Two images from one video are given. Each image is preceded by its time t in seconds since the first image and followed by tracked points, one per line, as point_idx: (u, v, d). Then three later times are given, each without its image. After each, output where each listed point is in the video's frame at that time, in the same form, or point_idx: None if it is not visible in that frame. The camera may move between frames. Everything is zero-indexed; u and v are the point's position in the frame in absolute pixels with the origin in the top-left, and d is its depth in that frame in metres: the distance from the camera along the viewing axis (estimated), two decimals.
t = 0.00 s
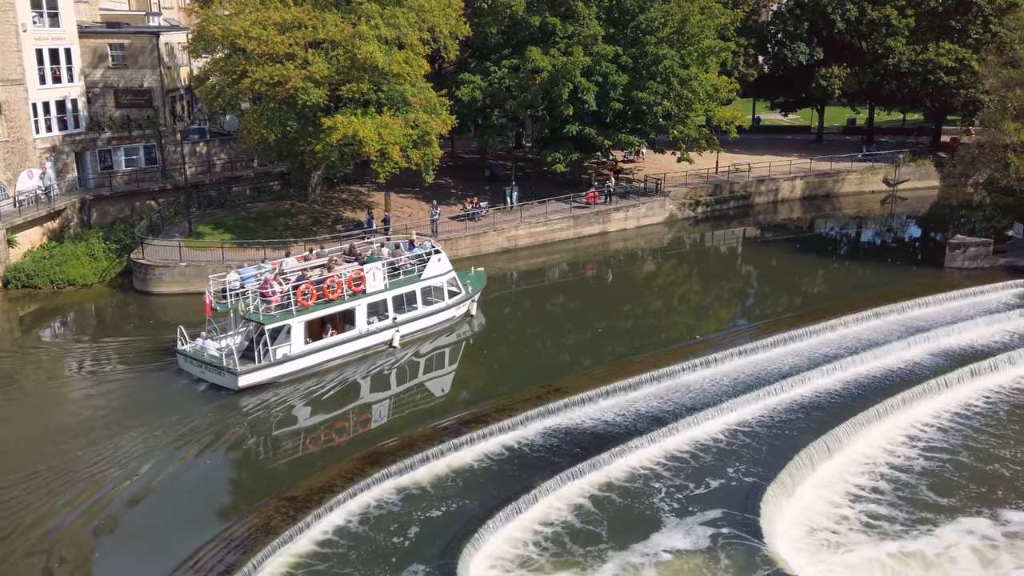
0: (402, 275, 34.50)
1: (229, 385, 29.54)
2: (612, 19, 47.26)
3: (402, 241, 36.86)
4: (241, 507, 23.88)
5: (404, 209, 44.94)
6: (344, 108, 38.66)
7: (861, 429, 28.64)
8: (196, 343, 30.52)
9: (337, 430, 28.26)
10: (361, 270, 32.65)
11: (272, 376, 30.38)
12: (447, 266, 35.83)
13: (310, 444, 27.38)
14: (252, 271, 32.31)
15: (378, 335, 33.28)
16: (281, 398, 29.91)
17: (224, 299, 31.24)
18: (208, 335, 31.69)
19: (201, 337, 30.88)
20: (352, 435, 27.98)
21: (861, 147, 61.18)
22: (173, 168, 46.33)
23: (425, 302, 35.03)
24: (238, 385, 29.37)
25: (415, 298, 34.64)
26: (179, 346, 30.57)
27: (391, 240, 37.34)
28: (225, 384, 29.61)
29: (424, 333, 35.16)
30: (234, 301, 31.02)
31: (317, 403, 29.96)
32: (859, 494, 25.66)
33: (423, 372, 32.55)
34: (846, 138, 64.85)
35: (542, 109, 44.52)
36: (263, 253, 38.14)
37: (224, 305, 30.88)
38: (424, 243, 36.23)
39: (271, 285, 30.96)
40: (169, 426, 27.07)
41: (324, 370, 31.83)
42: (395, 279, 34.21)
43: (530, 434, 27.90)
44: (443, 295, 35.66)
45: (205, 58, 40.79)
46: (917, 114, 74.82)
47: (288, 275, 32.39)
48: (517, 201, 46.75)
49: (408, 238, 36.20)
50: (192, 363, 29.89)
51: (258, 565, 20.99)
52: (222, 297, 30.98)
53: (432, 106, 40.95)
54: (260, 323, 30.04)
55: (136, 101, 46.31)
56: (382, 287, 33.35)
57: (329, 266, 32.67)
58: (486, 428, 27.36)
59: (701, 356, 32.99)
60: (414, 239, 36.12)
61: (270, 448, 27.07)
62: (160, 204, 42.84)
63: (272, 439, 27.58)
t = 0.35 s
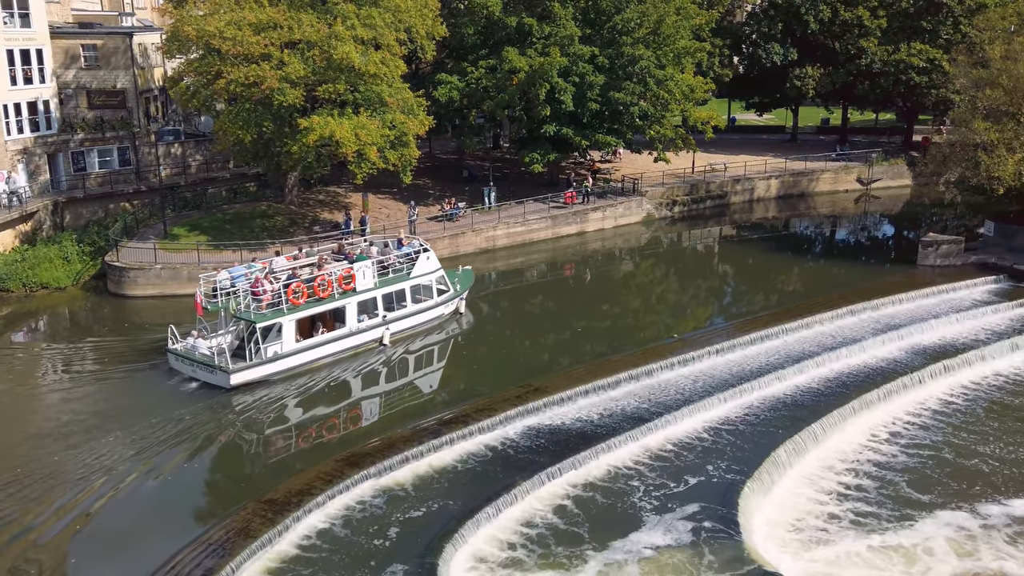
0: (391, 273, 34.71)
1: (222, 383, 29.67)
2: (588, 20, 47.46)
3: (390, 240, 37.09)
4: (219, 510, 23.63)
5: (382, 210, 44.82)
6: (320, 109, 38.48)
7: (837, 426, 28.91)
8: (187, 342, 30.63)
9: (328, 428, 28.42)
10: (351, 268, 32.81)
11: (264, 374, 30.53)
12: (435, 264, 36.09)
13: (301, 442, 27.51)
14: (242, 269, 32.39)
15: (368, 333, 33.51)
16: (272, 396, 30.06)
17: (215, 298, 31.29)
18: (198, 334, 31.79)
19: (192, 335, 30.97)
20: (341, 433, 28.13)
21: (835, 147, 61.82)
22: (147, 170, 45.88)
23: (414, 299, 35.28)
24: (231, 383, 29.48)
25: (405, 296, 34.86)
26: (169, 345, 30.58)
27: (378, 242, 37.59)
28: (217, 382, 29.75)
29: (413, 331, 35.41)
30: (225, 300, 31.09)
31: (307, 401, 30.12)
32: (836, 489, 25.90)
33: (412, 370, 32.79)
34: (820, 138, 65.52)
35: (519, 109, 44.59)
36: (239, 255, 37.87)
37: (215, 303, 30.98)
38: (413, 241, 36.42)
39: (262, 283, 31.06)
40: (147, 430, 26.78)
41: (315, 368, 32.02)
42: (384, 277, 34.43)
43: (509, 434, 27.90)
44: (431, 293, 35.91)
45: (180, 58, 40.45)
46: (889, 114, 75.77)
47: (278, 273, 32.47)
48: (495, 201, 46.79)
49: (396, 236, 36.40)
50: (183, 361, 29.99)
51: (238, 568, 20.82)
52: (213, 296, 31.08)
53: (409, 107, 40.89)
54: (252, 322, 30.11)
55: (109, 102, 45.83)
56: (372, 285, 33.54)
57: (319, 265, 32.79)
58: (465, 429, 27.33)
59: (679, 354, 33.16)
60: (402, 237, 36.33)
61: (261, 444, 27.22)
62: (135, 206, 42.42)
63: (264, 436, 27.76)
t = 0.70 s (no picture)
0: (380, 272, 34.91)
1: (213, 382, 29.81)
2: (565, 21, 47.61)
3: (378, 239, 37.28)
4: (196, 514, 23.38)
5: (360, 210, 44.69)
6: (296, 110, 38.26)
7: (813, 422, 29.18)
8: (177, 341, 30.72)
9: (318, 425, 28.56)
10: (340, 267, 33.02)
11: (254, 373, 30.67)
12: (423, 263, 36.34)
13: (291, 440, 27.65)
14: (232, 269, 32.54)
15: (358, 331, 33.71)
16: (262, 395, 30.20)
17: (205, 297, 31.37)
18: (187, 334, 31.88)
19: (181, 335, 31.08)
20: (331, 430, 28.29)
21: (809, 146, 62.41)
22: (121, 171, 45.43)
23: (403, 298, 35.50)
24: (222, 381, 29.62)
25: (393, 294, 35.08)
26: (159, 344, 30.64)
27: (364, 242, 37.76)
28: (208, 381, 29.88)
29: (402, 330, 35.66)
30: (215, 299, 31.19)
31: (297, 399, 30.27)
32: (811, 485, 26.15)
33: (401, 368, 32.99)
34: (794, 138, 66.11)
35: (496, 110, 44.63)
36: (215, 256, 37.60)
37: (205, 302, 31.14)
38: (401, 240, 36.63)
39: (252, 282, 31.16)
40: (124, 434, 26.50)
41: (305, 366, 32.21)
42: (373, 276, 34.64)
43: (488, 434, 27.88)
44: (420, 291, 36.15)
45: (155, 58, 40.10)
46: (862, 114, 76.64)
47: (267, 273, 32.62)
48: (473, 202, 46.79)
49: (383, 236, 36.62)
50: (173, 361, 30.10)
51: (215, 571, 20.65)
52: (203, 295, 31.22)
53: (386, 107, 40.81)
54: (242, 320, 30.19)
55: (82, 103, 45.38)
56: (361, 283, 33.74)
57: (308, 264, 32.94)
58: (444, 430, 27.29)
59: (657, 353, 33.32)
60: (390, 236, 36.57)
61: (251, 442, 27.33)
62: (109, 208, 41.92)
63: (254, 433, 27.86)
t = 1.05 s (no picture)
0: (371, 270, 35.04)
1: (207, 380, 29.92)
2: (545, 21, 47.63)
3: (369, 238, 37.47)
4: (176, 518, 23.20)
5: (340, 211, 44.54)
6: (275, 111, 38.06)
7: (792, 419, 29.40)
8: (169, 339, 30.79)
9: (311, 423, 28.69)
10: (332, 266, 33.22)
11: (248, 371, 30.78)
12: (414, 261, 36.53)
13: (285, 437, 27.78)
14: (223, 267, 32.54)
15: (350, 329, 33.89)
16: (256, 393, 30.31)
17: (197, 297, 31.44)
18: (179, 332, 31.97)
19: (173, 333, 31.17)
20: (324, 427, 28.42)
21: (788, 146, 62.88)
22: (98, 173, 45.00)
23: (394, 296, 35.68)
24: (216, 379, 29.74)
25: (385, 292, 35.26)
26: (152, 343, 30.75)
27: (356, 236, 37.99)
28: (203, 379, 30.00)
29: (393, 327, 35.83)
30: (207, 298, 31.20)
31: (290, 397, 30.39)
32: (791, 482, 26.33)
33: (392, 365, 33.17)
34: (772, 138, 66.56)
35: (477, 110, 44.60)
36: (194, 258, 37.37)
37: (198, 301, 31.29)
38: (391, 239, 36.83)
39: (245, 281, 31.23)
40: (104, 439, 26.28)
41: (298, 364, 32.36)
42: (365, 274, 34.79)
43: (470, 434, 27.85)
44: (411, 289, 36.33)
45: (132, 59, 39.79)
46: (839, 114, 77.28)
47: (259, 271, 32.73)
48: (453, 202, 46.76)
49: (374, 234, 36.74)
50: (167, 359, 30.20)
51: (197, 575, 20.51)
52: (195, 295, 31.37)
53: (366, 108, 40.71)
54: (236, 319, 30.32)
55: (58, 105, 45.16)
56: (352, 281, 33.93)
57: (299, 263, 33.06)
58: (427, 430, 27.24)
59: (638, 352, 33.44)
60: (380, 234, 36.72)
61: (245, 440, 27.45)
62: (86, 210, 41.43)
63: (247, 432, 27.93)
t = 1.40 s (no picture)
0: (365, 269, 35.19)
1: (204, 379, 30.02)
2: (528, 22, 47.68)
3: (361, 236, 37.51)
4: (159, 521, 23.00)
5: (323, 212, 44.39)
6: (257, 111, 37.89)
7: (776, 417, 29.58)
8: (164, 338, 30.81)
9: (307, 421, 28.84)
10: (326, 264, 33.27)
11: (244, 369, 30.87)
12: (407, 259, 36.73)
13: (281, 435, 27.93)
14: (217, 266, 32.26)
15: (345, 327, 34.07)
16: (251, 392, 30.40)
17: (191, 294, 30.94)
18: (174, 330, 31.97)
19: (168, 332, 31.17)
20: (320, 425, 28.58)
21: (769, 146, 63.28)
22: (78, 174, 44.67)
23: (387, 294, 35.87)
24: (213, 377, 29.84)
25: (378, 290, 35.45)
26: (147, 342, 30.76)
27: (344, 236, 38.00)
28: (200, 377, 30.08)
29: (387, 325, 36.03)
30: (203, 295, 30.80)
31: (285, 394, 30.52)
32: (774, 479, 26.47)
33: (386, 363, 33.34)
34: (754, 137, 66.96)
35: (460, 110, 44.59)
36: (176, 260, 37.14)
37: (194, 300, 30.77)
38: (383, 238, 37.09)
39: (240, 279, 31.18)
40: (86, 442, 26.02)
41: (294, 362, 32.49)
42: (358, 272, 34.96)
43: (454, 435, 27.82)
44: (404, 287, 36.54)
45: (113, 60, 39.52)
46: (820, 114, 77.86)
47: (254, 269, 32.68)
48: (437, 202, 46.72)
49: (367, 233, 36.89)
50: (163, 358, 30.22)
51: None
52: (191, 294, 30.81)
53: (349, 108, 40.63)
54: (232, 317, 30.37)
55: (38, 106, 44.83)
56: (346, 280, 34.07)
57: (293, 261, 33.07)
58: (412, 430, 27.19)
59: (623, 352, 33.54)
60: (373, 233, 36.88)
61: (242, 438, 27.52)
62: (66, 211, 41.00)
63: (244, 430, 28.05)
